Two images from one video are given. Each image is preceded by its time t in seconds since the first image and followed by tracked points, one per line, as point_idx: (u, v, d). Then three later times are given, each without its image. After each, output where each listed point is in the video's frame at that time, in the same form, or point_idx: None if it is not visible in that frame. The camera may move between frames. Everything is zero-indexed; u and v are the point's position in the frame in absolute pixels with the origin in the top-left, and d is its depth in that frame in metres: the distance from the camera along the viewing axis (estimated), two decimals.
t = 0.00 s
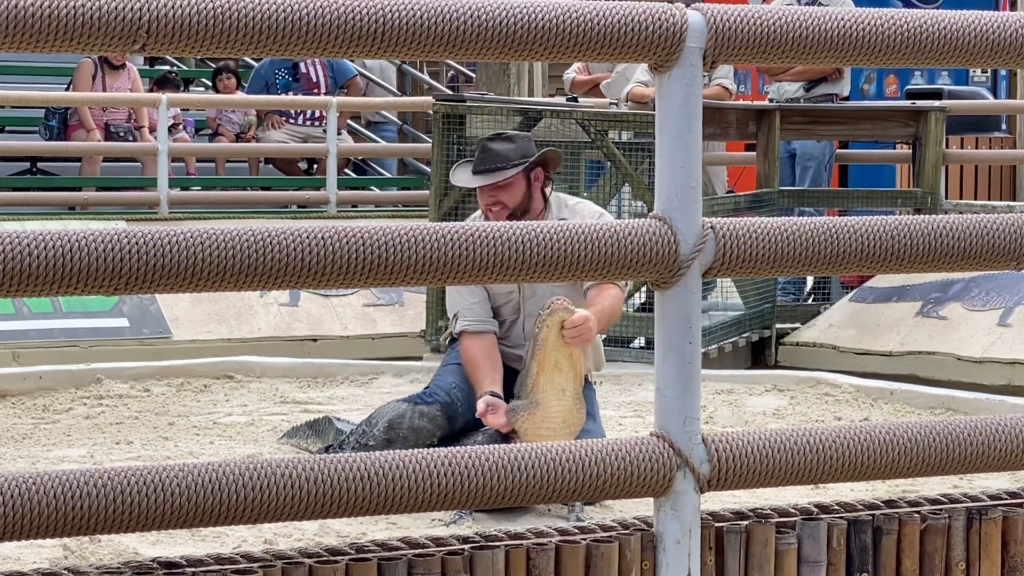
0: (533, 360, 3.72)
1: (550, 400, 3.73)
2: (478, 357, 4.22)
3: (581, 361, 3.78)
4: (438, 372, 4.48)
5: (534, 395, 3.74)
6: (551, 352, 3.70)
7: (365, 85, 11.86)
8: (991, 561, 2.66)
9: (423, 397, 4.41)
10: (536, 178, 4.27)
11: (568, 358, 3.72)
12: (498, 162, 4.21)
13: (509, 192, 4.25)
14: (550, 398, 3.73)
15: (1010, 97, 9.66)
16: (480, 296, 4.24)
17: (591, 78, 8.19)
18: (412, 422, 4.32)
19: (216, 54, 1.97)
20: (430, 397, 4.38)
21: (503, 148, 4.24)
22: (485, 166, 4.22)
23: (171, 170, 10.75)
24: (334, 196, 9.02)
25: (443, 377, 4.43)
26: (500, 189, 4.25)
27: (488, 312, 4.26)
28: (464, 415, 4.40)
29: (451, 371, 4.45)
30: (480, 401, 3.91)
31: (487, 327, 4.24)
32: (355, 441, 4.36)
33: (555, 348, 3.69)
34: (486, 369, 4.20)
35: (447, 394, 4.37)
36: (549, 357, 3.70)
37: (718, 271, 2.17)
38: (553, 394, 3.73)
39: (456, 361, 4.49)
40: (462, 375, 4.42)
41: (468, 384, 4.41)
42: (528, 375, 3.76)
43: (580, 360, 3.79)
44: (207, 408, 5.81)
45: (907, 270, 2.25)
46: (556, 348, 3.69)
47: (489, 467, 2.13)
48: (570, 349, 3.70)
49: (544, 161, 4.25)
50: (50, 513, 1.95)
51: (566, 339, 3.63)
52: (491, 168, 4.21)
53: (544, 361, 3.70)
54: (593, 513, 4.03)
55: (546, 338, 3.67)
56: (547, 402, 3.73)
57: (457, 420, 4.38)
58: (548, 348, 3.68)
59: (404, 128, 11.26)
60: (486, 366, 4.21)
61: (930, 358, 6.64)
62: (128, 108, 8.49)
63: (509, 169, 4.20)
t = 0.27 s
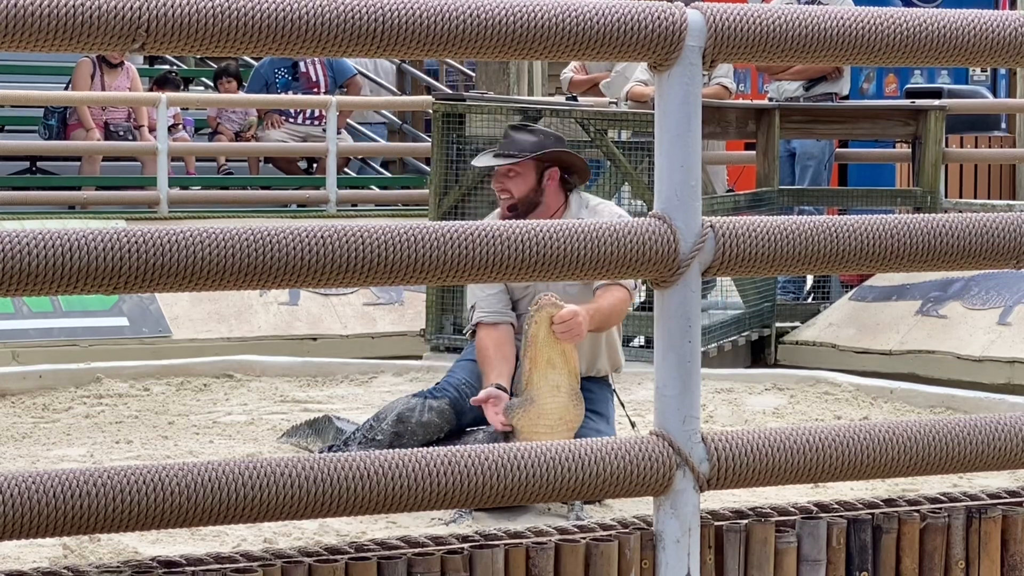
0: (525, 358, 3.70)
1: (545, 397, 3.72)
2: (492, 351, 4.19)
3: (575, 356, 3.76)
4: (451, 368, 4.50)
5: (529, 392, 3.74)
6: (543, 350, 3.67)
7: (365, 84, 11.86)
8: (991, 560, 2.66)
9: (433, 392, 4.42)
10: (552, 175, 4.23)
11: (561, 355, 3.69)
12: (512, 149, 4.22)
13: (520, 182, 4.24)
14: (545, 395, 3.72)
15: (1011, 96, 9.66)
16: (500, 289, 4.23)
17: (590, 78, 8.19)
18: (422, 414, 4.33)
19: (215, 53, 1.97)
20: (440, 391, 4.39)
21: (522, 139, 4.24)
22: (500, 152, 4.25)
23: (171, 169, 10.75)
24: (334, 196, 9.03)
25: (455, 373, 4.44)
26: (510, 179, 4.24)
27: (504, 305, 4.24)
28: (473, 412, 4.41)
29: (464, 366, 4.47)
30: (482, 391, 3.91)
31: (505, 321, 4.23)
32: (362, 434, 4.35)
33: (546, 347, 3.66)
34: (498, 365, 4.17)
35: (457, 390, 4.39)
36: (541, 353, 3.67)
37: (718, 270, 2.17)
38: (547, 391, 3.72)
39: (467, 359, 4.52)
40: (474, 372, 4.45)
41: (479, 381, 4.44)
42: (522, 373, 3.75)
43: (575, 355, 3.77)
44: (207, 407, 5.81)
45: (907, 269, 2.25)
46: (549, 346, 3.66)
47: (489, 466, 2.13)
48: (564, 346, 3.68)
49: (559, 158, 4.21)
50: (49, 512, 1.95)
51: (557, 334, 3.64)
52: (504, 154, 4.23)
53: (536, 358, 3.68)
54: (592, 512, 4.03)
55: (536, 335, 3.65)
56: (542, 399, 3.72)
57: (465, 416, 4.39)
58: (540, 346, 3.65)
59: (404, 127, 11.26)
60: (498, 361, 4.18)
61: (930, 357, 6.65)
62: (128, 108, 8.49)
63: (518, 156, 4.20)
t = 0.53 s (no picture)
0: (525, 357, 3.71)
1: (545, 395, 3.72)
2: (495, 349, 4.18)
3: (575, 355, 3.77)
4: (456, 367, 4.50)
5: (529, 391, 3.74)
6: (542, 348, 3.69)
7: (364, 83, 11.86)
8: (990, 559, 2.66)
9: (437, 392, 4.43)
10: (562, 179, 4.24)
11: (560, 353, 3.70)
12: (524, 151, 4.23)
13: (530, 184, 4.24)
14: (545, 393, 3.72)
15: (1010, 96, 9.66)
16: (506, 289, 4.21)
17: (588, 78, 8.16)
18: (426, 414, 4.33)
19: (215, 53, 1.97)
20: (443, 391, 4.40)
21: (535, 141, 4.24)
22: (512, 153, 4.25)
23: (171, 168, 10.75)
24: (334, 196, 9.02)
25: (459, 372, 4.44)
26: (520, 180, 4.24)
27: (511, 304, 4.22)
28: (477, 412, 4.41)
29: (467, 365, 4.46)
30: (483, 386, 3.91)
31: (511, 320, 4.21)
32: (365, 434, 4.37)
33: (545, 344, 3.67)
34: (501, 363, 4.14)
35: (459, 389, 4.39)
36: (540, 352, 3.69)
37: (717, 269, 2.17)
38: (547, 389, 3.72)
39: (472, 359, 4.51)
40: (478, 372, 4.44)
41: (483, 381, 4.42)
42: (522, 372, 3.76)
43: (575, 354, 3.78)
44: (207, 406, 5.81)
45: (907, 268, 2.25)
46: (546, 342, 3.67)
47: (489, 464, 2.13)
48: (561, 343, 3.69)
49: (570, 163, 4.21)
50: (48, 510, 1.95)
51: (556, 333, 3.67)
52: (516, 155, 4.23)
53: (536, 356, 3.69)
54: (592, 511, 4.04)
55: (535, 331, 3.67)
56: (542, 397, 3.72)
57: (469, 416, 4.39)
58: (538, 344, 3.67)
59: (403, 127, 11.25)
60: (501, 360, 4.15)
61: (930, 356, 6.65)
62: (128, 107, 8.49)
63: (529, 159, 4.20)
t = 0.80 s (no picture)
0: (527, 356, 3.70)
1: (546, 394, 3.72)
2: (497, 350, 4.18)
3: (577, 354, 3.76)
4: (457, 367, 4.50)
5: (530, 391, 3.74)
6: (545, 347, 3.67)
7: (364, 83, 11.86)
8: (990, 558, 2.66)
9: (438, 392, 4.43)
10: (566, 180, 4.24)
11: (562, 351, 3.69)
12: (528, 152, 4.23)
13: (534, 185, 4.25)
14: (546, 392, 3.73)
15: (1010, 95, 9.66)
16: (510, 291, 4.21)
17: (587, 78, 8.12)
18: (426, 412, 4.34)
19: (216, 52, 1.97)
20: (443, 390, 4.40)
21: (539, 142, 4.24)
22: (516, 153, 4.24)
23: (171, 168, 10.76)
24: (334, 195, 9.03)
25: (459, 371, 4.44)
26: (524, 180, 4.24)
27: (515, 305, 4.22)
28: (477, 411, 4.41)
29: (467, 365, 4.47)
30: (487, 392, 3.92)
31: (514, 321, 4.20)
32: (366, 433, 4.37)
33: (547, 342, 3.66)
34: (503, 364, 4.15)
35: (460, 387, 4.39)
36: (542, 350, 3.67)
37: (717, 268, 2.17)
38: (549, 388, 3.73)
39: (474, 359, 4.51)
40: (478, 371, 4.44)
41: (484, 380, 4.42)
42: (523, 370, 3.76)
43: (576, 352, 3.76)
44: (207, 406, 5.81)
45: (907, 268, 2.25)
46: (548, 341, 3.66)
47: (490, 463, 2.13)
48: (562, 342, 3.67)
49: (575, 165, 4.21)
50: (49, 510, 1.95)
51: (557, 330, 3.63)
52: (521, 156, 4.23)
53: (538, 355, 3.67)
54: (592, 511, 4.04)
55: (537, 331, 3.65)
56: (543, 396, 3.72)
57: (470, 414, 4.39)
58: (540, 341, 3.65)
59: (403, 127, 11.25)
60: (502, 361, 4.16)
61: (930, 356, 6.65)
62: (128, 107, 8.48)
63: (533, 160, 4.20)
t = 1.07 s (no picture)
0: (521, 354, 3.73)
1: (541, 393, 3.72)
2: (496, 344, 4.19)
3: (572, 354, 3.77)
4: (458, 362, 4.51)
5: (525, 390, 3.75)
6: (539, 345, 3.70)
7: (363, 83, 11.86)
8: (990, 558, 2.66)
9: (438, 384, 4.43)
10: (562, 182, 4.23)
11: (556, 350, 3.71)
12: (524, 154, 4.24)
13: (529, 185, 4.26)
14: (541, 391, 3.73)
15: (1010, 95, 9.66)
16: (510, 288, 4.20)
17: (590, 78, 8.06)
18: (427, 405, 4.34)
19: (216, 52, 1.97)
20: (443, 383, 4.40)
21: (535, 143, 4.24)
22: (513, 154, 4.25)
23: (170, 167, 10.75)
24: (334, 195, 9.03)
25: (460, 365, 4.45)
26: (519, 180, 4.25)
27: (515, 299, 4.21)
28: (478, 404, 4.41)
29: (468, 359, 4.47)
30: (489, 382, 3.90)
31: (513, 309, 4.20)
32: (367, 427, 4.37)
33: (541, 340, 3.69)
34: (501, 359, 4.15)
35: (460, 380, 4.39)
36: (536, 349, 3.70)
37: (717, 268, 2.17)
38: (543, 387, 3.73)
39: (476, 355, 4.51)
40: (479, 365, 4.44)
41: (484, 374, 4.43)
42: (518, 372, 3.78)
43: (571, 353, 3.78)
44: (207, 406, 5.81)
45: (907, 268, 2.25)
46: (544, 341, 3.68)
47: (489, 463, 2.13)
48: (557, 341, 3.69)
49: (569, 166, 4.19)
50: (48, 510, 1.95)
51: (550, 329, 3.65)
52: (517, 157, 4.24)
53: (532, 353, 3.70)
54: (592, 511, 4.04)
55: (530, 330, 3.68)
56: (538, 394, 3.72)
57: (470, 408, 4.38)
58: (533, 341, 3.69)
59: (403, 126, 11.25)
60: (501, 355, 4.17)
61: (929, 355, 6.65)
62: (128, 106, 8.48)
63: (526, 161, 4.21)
